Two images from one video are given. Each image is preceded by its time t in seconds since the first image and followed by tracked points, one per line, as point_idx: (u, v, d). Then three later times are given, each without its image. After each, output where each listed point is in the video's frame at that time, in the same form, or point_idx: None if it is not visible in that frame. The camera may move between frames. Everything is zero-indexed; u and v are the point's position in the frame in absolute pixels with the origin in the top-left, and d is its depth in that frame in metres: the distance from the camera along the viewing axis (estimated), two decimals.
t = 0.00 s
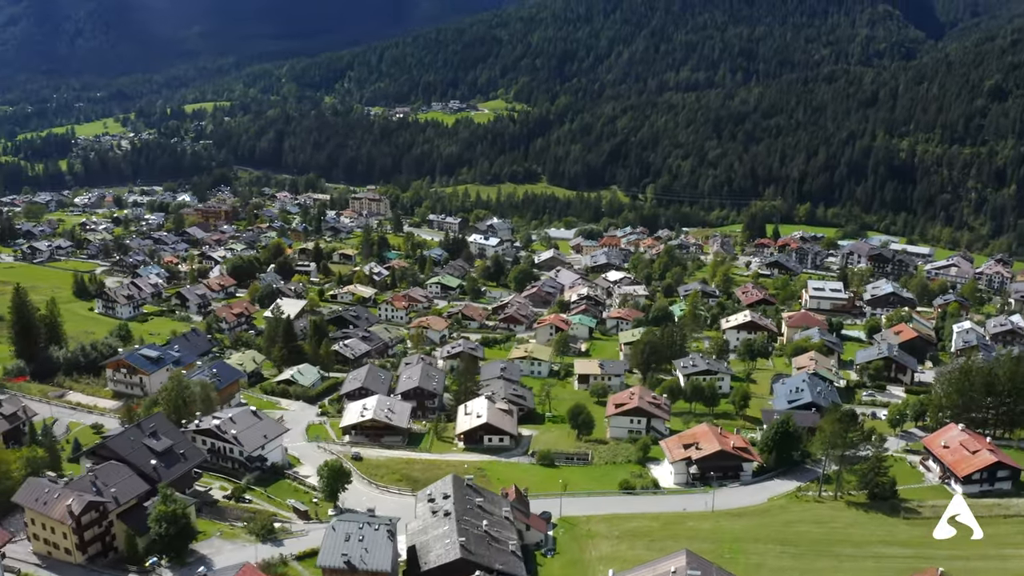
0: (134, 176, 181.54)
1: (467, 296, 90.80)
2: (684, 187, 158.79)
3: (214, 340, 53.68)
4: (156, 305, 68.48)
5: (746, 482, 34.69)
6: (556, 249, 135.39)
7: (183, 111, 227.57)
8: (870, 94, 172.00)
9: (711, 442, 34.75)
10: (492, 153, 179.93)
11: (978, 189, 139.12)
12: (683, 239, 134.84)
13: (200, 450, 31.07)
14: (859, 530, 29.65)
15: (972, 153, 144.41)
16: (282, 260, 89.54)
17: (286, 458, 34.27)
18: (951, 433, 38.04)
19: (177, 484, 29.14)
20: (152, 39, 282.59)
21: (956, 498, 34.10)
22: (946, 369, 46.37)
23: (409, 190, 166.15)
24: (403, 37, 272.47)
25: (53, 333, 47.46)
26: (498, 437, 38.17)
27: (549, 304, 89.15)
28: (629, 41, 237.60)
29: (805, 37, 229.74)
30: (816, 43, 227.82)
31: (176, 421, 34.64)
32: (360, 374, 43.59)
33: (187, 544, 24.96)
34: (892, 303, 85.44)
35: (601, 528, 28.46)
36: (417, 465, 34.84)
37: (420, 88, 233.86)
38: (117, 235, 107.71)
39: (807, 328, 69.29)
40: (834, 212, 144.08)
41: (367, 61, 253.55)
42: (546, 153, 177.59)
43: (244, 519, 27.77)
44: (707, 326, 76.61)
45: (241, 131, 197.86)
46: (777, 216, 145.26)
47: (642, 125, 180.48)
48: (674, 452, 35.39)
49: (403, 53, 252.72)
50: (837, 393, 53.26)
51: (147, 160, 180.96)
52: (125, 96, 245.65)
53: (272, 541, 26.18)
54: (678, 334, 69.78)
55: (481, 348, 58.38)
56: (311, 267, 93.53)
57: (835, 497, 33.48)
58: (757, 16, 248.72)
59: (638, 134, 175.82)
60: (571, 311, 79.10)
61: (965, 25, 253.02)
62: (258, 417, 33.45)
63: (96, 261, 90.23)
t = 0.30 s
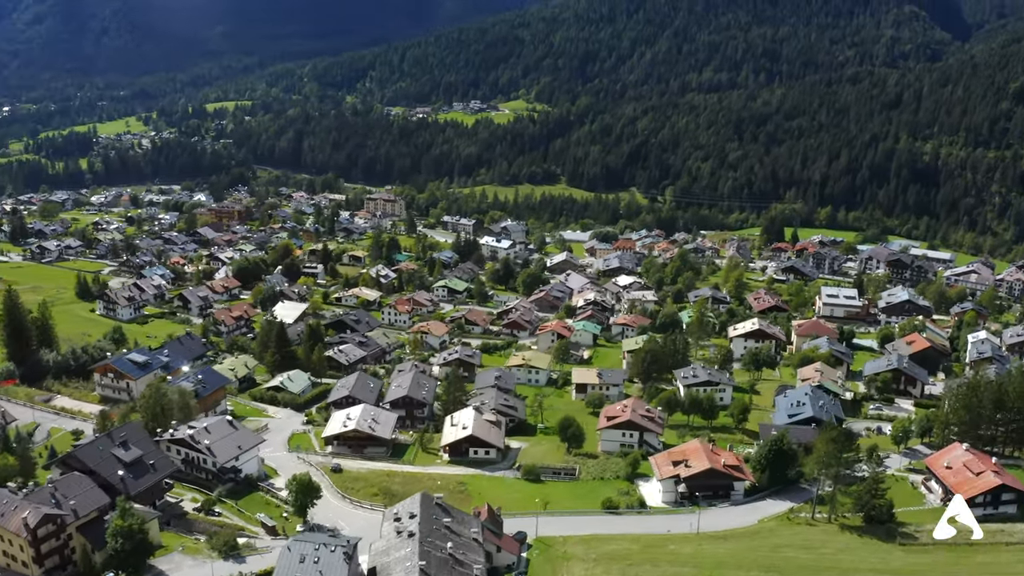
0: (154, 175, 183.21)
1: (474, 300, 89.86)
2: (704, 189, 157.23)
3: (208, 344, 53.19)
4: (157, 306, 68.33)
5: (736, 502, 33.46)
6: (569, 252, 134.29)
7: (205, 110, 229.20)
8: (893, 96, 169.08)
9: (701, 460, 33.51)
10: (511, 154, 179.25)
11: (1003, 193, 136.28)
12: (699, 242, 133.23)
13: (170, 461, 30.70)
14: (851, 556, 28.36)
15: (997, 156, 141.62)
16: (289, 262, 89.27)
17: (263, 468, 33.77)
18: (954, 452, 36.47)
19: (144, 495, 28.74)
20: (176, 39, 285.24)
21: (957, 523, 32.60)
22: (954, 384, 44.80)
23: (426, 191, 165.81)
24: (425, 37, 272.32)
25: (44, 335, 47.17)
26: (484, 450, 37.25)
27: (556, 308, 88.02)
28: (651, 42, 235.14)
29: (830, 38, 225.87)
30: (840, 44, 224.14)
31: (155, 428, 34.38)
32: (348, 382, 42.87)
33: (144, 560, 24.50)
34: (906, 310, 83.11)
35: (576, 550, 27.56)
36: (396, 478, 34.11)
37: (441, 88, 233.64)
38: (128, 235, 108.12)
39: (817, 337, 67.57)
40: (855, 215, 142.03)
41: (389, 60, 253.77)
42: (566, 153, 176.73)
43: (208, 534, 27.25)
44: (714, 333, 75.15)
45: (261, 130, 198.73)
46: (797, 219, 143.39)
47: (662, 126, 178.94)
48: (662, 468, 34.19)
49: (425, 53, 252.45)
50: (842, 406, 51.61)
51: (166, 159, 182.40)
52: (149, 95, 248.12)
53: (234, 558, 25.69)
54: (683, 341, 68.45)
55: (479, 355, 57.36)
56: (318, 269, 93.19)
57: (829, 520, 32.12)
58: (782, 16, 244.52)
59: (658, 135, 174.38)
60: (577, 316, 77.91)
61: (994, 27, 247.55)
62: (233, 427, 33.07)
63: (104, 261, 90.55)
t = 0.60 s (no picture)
0: (173, 174, 184.66)
1: (481, 303, 89.07)
2: (722, 191, 155.65)
3: (203, 347, 52.86)
4: (160, 308, 68.24)
5: (725, 522, 32.28)
6: (583, 255, 133.12)
7: (226, 109, 230.69)
8: (917, 98, 166.40)
9: (690, 478, 32.36)
10: (530, 155, 178.61)
11: None
12: (715, 245, 131.59)
13: (144, 471, 30.24)
14: None
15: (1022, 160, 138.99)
16: (295, 264, 89.06)
17: (241, 479, 33.21)
18: (957, 472, 34.97)
19: (114, 505, 28.34)
20: (199, 38, 287.54)
21: (956, 548, 31.18)
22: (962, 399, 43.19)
23: (442, 192, 165.36)
24: (446, 36, 272.18)
25: (37, 337, 46.85)
26: (469, 462, 36.36)
27: (563, 313, 87.02)
28: (673, 42, 232.46)
29: (853, 40, 222.15)
30: (864, 45, 220.62)
31: (135, 434, 34.07)
32: (336, 390, 42.19)
33: None
34: (921, 319, 80.32)
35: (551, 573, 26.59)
36: (375, 491, 33.38)
37: (462, 89, 233.37)
38: (140, 235, 108.54)
39: (826, 345, 65.97)
40: (876, 219, 140.03)
41: (410, 60, 253.84)
42: (584, 154, 175.65)
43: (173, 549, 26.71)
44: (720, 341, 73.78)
45: (281, 129, 199.51)
46: (816, 223, 141.61)
47: (682, 127, 177.26)
48: (650, 485, 33.12)
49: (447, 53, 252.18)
50: (848, 419, 50.13)
51: (186, 158, 183.65)
52: (171, 94, 250.30)
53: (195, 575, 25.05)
54: (689, 349, 67.09)
55: (476, 361, 56.43)
56: (326, 271, 92.72)
57: (821, 542, 30.86)
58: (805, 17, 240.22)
59: (678, 137, 172.85)
60: (582, 321, 76.69)
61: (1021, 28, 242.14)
62: (211, 436, 32.52)
63: (113, 261, 90.80)
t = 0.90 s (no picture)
0: (194, 173, 185.88)
1: (488, 307, 88.01)
2: (743, 194, 154.05)
3: (198, 351, 52.47)
4: (162, 309, 68.15)
5: (713, 544, 31.02)
6: (597, 258, 131.70)
7: (249, 108, 232.07)
8: (942, 100, 163.43)
9: (676, 497, 31.18)
10: (550, 155, 177.65)
11: None
12: (732, 249, 129.66)
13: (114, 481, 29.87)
14: None
15: None
16: (302, 265, 88.74)
17: (216, 489, 32.72)
18: (960, 495, 33.52)
19: (80, 516, 28.03)
20: (223, 37, 289.53)
21: None
22: (972, 416, 41.60)
23: (460, 192, 164.67)
24: (468, 36, 271.69)
25: (30, 340, 46.64)
26: (453, 475, 35.44)
27: (572, 317, 85.82)
28: (697, 42, 229.04)
29: (879, 40, 218.01)
30: (890, 46, 216.59)
31: (112, 442, 33.68)
32: (324, 397, 41.48)
33: None
34: (938, 328, 77.95)
35: None
36: (353, 505, 32.57)
37: (484, 88, 232.97)
38: (154, 236, 109.12)
39: (836, 354, 64.24)
40: (898, 223, 137.58)
41: (433, 60, 253.57)
42: (604, 155, 174.36)
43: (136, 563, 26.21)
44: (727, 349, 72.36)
45: (302, 129, 200.02)
46: (837, 227, 139.67)
47: (703, 128, 175.10)
48: (636, 504, 31.98)
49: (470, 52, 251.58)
50: (854, 434, 48.50)
51: (206, 157, 184.74)
52: (195, 92, 252.37)
53: None
54: (695, 358, 65.67)
55: (474, 368, 55.51)
56: (333, 273, 92.21)
57: (811, 568, 29.55)
58: (832, 17, 235.76)
59: (700, 138, 170.93)
60: (588, 327, 75.47)
61: None
62: (185, 445, 32.07)
63: (123, 261, 91.04)
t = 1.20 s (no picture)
0: (214, 172, 187.04)
1: (495, 311, 86.90)
2: (765, 196, 152.49)
3: (192, 355, 51.99)
4: (164, 311, 68.09)
5: (697, 566, 29.78)
6: (612, 261, 130.19)
7: (271, 108, 233.49)
8: (968, 103, 160.46)
9: (661, 518, 30.02)
10: (569, 156, 176.42)
11: None
12: (749, 253, 127.56)
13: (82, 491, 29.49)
14: None
15: None
16: (309, 267, 88.42)
17: (190, 500, 32.29)
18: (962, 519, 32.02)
19: (46, 526, 27.66)
20: (246, 37, 291.41)
21: None
22: (981, 434, 40.04)
23: (477, 193, 163.96)
24: (490, 36, 271.12)
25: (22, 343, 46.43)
26: (435, 488, 34.59)
27: (580, 322, 84.52)
28: (721, 42, 225.59)
29: (905, 41, 214.21)
30: (915, 47, 212.55)
31: (87, 449, 33.48)
32: (310, 405, 40.77)
33: None
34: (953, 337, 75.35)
35: None
36: (328, 518, 31.91)
37: (507, 89, 232.78)
38: (168, 235, 109.61)
39: (846, 364, 62.51)
40: (921, 227, 134.91)
41: (455, 60, 253.27)
42: (624, 157, 172.82)
43: None
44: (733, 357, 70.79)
45: (323, 128, 200.37)
46: (858, 230, 137.34)
47: (724, 130, 172.83)
48: (619, 523, 30.89)
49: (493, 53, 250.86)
50: (859, 449, 46.97)
51: (228, 156, 185.92)
52: (218, 91, 254.24)
53: None
54: (701, 366, 64.14)
55: (471, 375, 54.54)
56: (341, 275, 91.61)
57: None
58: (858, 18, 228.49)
59: (721, 139, 168.87)
60: (594, 333, 74.18)
61: None
62: (159, 455, 31.75)
63: (132, 261, 91.29)
